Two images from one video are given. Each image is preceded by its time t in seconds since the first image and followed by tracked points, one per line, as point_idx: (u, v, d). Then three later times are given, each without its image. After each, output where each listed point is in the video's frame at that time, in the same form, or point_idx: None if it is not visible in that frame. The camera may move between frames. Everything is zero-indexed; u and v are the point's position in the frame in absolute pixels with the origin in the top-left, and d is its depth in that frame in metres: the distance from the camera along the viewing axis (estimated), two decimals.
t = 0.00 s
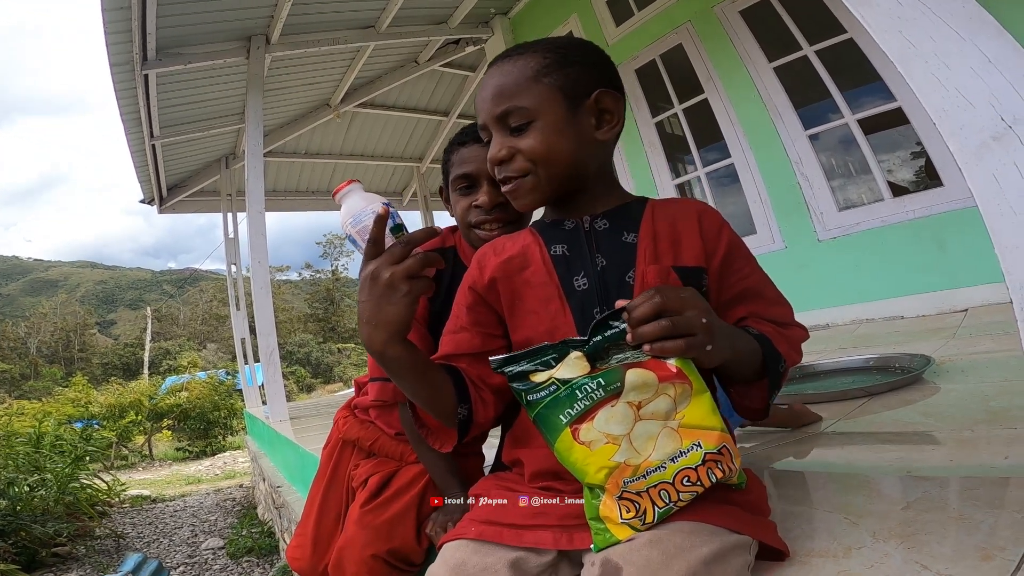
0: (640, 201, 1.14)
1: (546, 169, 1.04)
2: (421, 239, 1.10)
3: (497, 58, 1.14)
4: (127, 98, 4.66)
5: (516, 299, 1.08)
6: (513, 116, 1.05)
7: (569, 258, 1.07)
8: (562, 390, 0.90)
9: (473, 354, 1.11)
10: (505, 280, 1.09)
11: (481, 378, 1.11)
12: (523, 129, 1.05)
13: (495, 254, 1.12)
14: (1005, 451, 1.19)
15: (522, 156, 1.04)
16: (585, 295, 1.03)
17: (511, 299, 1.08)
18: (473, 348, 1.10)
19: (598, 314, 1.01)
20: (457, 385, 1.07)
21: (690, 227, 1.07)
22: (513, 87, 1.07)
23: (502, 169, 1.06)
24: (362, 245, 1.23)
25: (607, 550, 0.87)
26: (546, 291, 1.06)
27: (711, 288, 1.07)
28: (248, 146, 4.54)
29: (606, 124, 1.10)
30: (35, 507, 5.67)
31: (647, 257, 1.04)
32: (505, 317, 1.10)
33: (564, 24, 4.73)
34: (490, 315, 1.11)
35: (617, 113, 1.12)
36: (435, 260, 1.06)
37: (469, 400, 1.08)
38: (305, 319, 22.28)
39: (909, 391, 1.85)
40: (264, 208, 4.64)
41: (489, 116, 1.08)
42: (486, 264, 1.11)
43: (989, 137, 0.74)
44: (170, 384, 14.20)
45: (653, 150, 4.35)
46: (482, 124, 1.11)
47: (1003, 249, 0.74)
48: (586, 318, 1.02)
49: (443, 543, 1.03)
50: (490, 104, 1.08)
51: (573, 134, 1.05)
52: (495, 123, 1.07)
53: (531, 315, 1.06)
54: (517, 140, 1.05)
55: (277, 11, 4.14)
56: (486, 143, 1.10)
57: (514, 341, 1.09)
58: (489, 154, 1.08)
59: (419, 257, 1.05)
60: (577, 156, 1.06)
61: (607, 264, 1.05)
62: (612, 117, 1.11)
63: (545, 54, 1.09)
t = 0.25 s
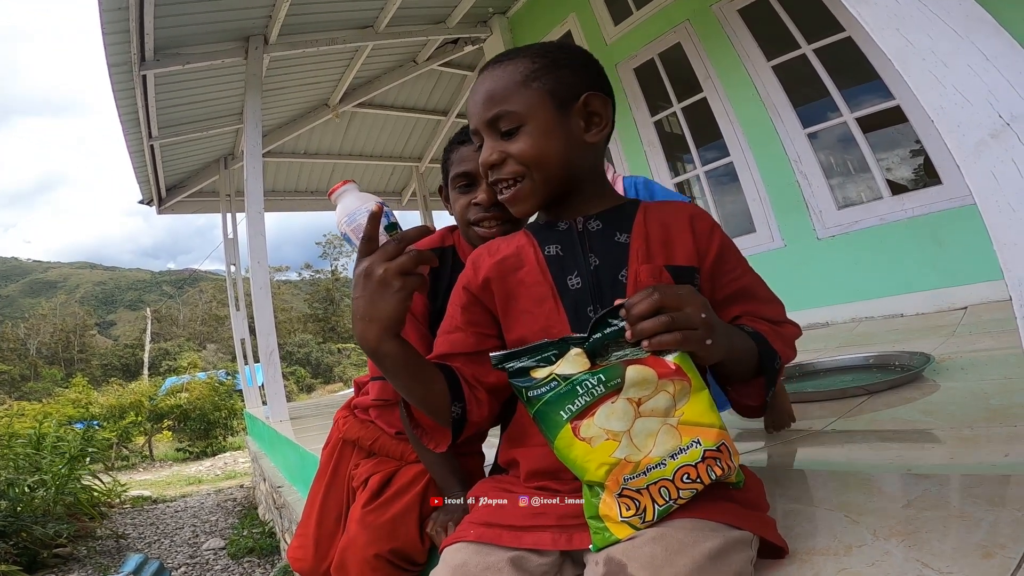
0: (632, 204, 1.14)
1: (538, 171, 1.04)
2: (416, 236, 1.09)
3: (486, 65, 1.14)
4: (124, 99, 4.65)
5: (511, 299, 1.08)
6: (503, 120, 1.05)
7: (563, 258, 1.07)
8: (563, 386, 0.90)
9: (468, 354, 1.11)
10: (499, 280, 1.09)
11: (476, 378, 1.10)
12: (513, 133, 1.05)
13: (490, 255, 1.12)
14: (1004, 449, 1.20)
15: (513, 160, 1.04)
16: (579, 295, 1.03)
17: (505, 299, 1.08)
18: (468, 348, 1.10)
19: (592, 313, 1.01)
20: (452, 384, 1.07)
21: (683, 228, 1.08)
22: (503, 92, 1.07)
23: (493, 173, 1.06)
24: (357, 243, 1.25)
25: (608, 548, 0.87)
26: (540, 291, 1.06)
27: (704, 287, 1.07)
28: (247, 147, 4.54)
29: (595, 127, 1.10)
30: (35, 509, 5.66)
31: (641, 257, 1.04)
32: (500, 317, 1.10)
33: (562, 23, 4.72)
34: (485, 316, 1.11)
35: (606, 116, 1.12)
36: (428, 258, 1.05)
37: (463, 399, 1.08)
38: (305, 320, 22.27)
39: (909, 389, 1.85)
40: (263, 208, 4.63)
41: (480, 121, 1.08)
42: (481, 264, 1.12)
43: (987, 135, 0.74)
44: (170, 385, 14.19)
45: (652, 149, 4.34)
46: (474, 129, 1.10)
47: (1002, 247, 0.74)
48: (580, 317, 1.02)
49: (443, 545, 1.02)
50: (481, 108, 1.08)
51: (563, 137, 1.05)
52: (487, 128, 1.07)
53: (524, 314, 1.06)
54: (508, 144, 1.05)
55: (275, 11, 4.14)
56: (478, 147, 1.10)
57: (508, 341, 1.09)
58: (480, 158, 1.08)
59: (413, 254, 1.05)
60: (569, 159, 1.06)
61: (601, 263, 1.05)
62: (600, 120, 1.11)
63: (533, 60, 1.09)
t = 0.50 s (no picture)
0: (632, 202, 1.13)
1: (533, 174, 1.05)
2: (414, 241, 1.09)
3: (475, 72, 1.14)
4: (123, 100, 4.65)
5: (510, 301, 1.08)
6: (495, 125, 1.05)
7: (562, 260, 1.07)
8: (569, 384, 0.90)
9: (470, 356, 1.11)
10: (499, 283, 1.09)
11: (477, 379, 1.10)
12: (506, 138, 1.05)
13: (490, 258, 1.12)
14: (1005, 449, 1.19)
15: (507, 165, 1.04)
16: (578, 296, 1.03)
17: (504, 301, 1.09)
18: (468, 350, 1.10)
19: (591, 314, 1.01)
20: (453, 386, 1.07)
21: (684, 227, 1.08)
22: (494, 96, 1.07)
23: (490, 178, 1.07)
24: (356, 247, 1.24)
25: (607, 548, 0.87)
26: (539, 293, 1.06)
27: (708, 285, 1.07)
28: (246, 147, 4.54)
29: (588, 127, 1.10)
30: (35, 509, 5.66)
31: (641, 257, 1.04)
32: (500, 319, 1.10)
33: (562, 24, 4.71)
34: (484, 318, 1.11)
35: (598, 115, 1.12)
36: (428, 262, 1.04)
37: (465, 401, 1.08)
38: (304, 320, 22.26)
39: (909, 389, 1.85)
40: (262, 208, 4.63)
41: (473, 128, 1.08)
42: (481, 267, 1.11)
43: (986, 136, 0.74)
44: (169, 386, 14.19)
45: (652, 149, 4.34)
46: (467, 135, 1.10)
47: (1001, 248, 0.74)
48: (579, 319, 1.02)
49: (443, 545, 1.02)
50: (473, 115, 1.08)
51: (556, 140, 1.05)
52: (480, 134, 1.07)
53: (524, 316, 1.06)
54: (502, 149, 1.05)
55: (274, 12, 4.14)
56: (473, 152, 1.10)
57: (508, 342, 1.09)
58: (476, 164, 1.08)
59: (412, 259, 1.04)
60: (563, 160, 1.06)
61: (599, 265, 1.05)
62: (593, 120, 1.11)
63: (521, 63, 1.09)
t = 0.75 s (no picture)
0: (634, 202, 1.13)
1: (533, 175, 1.05)
2: (412, 242, 1.08)
3: (477, 71, 1.14)
4: (123, 100, 4.65)
5: (511, 302, 1.08)
6: (496, 125, 1.05)
7: (562, 261, 1.07)
8: (566, 386, 0.90)
9: (471, 356, 1.11)
10: (499, 284, 1.09)
11: (478, 380, 1.11)
12: (506, 138, 1.05)
13: (491, 258, 1.12)
14: (1005, 448, 1.20)
15: (508, 165, 1.04)
16: (578, 297, 1.03)
17: (505, 302, 1.09)
18: (469, 351, 1.10)
19: (591, 316, 1.01)
20: (453, 387, 1.07)
21: (682, 227, 1.08)
22: (494, 96, 1.07)
23: (490, 178, 1.07)
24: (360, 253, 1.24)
25: (604, 548, 0.87)
26: (539, 293, 1.06)
27: (707, 286, 1.06)
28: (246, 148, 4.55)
29: (589, 126, 1.10)
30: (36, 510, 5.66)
31: (640, 258, 1.04)
32: (501, 319, 1.10)
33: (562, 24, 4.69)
34: (486, 319, 1.11)
35: (600, 114, 1.11)
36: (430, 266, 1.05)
37: (466, 401, 1.08)
38: (304, 321, 22.27)
39: (909, 388, 1.85)
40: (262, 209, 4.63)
41: (474, 128, 1.08)
42: (483, 267, 1.11)
43: (982, 138, 0.77)
44: (170, 386, 14.20)
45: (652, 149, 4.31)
46: (469, 135, 1.10)
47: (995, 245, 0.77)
48: (579, 320, 1.02)
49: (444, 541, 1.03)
50: (474, 115, 1.08)
51: (556, 140, 1.06)
52: (481, 134, 1.07)
53: (524, 317, 1.07)
54: (502, 149, 1.05)
55: (274, 12, 4.15)
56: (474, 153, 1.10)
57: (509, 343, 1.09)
58: (477, 164, 1.08)
59: (413, 262, 1.05)
60: (564, 159, 1.06)
61: (600, 266, 1.05)
62: (594, 118, 1.10)
63: (521, 63, 1.09)
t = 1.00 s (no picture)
0: (635, 202, 1.13)
1: (532, 174, 1.04)
2: (406, 241, 1.06)
3: (476, 67, 1.14)
4: (123, 101, 4.65)
5: (512, 303, 1.08)
6: (496, 124, 1.05)
7: (563, 261, 1.07)
8: (570, 392, 0.89)
9: (471, 358, 1.11)
10: (499, 285, 1.09)
11: (478, 381, 1.11)
12: (507, 136, 1.05)
13: (491, 259, 1.12)
14: (1004, 448, 1.20)
15: (508, 163, 1.04)
16: (579, 299, 1.03)
17: (506, 303, 1.09)
18: (470, 352, 1.10)
19: (592, 318, 1.02)
20: (453, 388, 1.07)
21: (683, 228, 1.07)
22: (494, 94, 1.07)
23: (490, 177, 1.06)
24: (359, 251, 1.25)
25: (607, 551, 0.87)
26: (540, 294, 1.06)
27: (708, 287, 1.06)
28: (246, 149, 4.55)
29: (589, 124, 1.11)
30: (36, 511, 5.65)
31: (642, 259, 1.04)
32: (501, 320, 1.10)
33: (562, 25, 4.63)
34: (486, 319, 1.11)
35: (600, 112, 1.12)
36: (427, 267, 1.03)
37: (466, 403, 1.08)
38: (304, 322, 22.27)
39: (909, 389, 1.86)
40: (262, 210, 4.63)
41: (473, 125, 1.08)
42: (482, 268, 1.11)
43: (981, 140, 0.76)
44: (169, 388, 14.20)
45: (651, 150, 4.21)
46: (468, 134, 1.10)
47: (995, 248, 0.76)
48: (580, 322, 1.02)
49: (444, 545, 1.02)
50: (473, 113, 1.08)
51: (557, 138, 1.06)
52: (481, 132, 1.07)
53: (525, 318, 1.07)
54: (503, 148, 1.05)
55: (274, 13, 4.15)
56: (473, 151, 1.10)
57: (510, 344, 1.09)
58: (476, 162, 1.08)
59: (412, 264, 1.03)
60: (564, 158, 1.07)
61: (601, 267, 1.05)
62: (594, 117, 1.11)
63: (522, 60, 1.09)
